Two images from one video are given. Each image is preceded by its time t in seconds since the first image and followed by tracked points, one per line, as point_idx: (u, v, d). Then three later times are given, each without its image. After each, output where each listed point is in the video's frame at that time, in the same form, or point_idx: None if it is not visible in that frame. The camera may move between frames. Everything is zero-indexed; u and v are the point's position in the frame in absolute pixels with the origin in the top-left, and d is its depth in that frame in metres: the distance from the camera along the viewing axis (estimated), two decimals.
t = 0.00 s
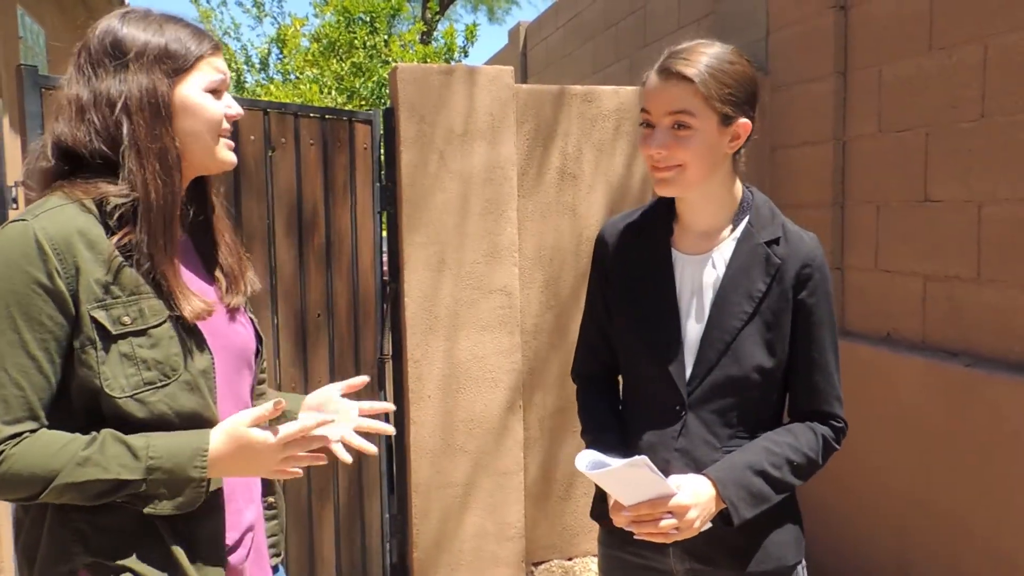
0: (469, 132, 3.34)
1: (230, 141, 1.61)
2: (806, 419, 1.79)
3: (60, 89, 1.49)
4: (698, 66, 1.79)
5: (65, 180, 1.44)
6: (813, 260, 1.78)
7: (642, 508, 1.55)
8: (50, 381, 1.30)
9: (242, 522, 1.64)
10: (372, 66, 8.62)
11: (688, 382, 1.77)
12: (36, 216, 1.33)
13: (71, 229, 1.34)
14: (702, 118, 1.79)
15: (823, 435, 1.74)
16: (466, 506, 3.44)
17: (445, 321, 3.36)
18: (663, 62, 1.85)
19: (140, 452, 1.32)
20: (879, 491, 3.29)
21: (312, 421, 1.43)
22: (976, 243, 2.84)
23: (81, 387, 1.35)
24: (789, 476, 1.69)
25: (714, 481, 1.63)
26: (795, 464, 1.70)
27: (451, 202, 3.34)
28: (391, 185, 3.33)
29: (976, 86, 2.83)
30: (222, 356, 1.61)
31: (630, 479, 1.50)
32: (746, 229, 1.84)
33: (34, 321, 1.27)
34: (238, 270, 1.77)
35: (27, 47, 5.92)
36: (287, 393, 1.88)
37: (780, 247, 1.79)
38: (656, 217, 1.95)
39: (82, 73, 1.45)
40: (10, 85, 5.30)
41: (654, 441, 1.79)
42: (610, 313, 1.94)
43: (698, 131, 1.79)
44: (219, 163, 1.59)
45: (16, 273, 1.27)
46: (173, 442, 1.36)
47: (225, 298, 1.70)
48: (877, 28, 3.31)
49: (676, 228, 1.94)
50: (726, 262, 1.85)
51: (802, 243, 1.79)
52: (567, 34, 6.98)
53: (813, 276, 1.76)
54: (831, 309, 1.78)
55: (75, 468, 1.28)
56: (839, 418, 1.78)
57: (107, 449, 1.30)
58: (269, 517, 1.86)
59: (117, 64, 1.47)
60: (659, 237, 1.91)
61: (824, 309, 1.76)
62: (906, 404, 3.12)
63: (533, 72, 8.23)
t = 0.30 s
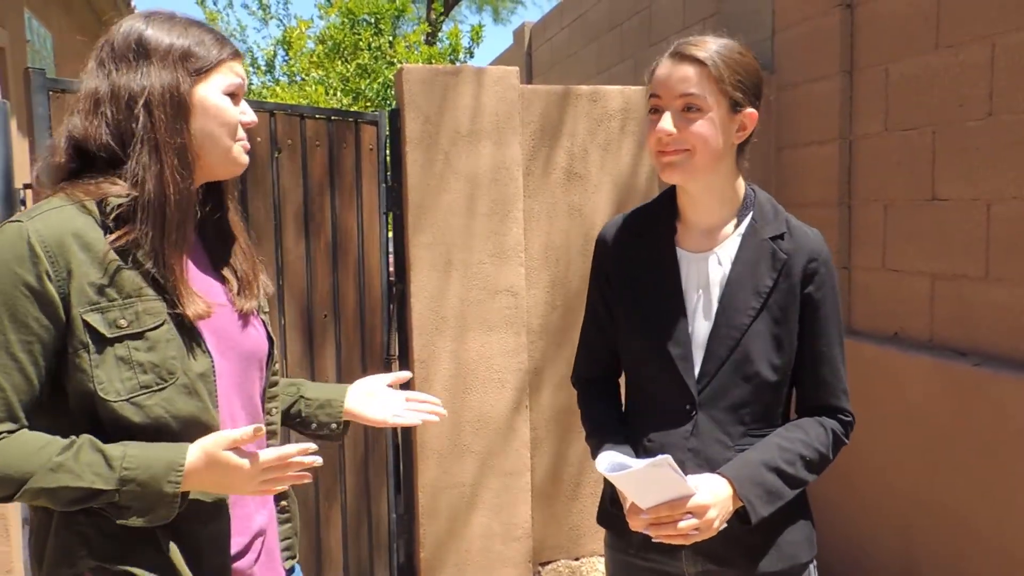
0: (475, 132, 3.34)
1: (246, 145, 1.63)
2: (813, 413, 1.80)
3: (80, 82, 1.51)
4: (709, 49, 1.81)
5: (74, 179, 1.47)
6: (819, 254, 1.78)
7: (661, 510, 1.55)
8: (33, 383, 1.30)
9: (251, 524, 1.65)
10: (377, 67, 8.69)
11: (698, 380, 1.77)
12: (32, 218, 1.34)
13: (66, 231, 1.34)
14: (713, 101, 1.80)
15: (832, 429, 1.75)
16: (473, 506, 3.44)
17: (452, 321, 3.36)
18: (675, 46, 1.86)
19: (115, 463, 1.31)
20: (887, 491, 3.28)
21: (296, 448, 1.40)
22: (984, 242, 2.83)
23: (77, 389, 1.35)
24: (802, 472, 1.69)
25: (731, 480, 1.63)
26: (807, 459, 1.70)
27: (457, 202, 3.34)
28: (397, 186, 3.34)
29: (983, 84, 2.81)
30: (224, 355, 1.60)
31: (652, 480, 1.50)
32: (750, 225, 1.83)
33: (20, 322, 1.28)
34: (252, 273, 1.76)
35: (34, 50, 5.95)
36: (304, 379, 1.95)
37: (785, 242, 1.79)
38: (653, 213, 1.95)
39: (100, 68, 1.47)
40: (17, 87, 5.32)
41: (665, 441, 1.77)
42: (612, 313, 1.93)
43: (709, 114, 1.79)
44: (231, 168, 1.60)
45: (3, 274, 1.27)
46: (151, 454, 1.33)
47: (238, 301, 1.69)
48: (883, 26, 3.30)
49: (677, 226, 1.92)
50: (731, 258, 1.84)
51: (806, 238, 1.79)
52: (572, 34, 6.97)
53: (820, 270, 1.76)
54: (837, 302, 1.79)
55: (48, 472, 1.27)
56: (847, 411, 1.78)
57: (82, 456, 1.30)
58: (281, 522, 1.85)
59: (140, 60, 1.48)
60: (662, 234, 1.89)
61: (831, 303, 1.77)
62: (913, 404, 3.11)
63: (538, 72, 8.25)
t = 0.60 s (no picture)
0: (479, 133, 3.34)
1: (262, 142, 1.63)
2: (816, 411, 1.79)
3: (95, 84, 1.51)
4: (706, 52, 1.80)
5: (91, 178, 1.46)
6: (819, 251, 1.78)
7: (672, 510, 1.55)
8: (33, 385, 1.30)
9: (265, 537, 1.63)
10: (380, 67, 8.66)
11: (702, 379, 1.76)
12: (38, 218, 1.34)
13: (70, 232, 1.34)
14: (712, 104, 1.79)
15: (836, 426, 1.75)
16: (478, 507, 3.44)
17: (456, 321, 3.36)
18: (673, 49, 1.85)
19: (104, 471, 1.29)
20: (892, 491, 3.27)
21: (280, 484, 1.37)
22: (989, 242, 2.82)
23: (81, 392, 1.34)
24: (808, 470, 1.69)
25: (740, 479, 1.62)
26: (813, 457, 1.70)
27: (461, 202, 3.34)
28: (401, 186, 3.34)
29: (988, 83, 2.81)
30: (239, 356, 1.59)
31: (664, 478, 1.50)
32: (749, 223, 1.83)
33: (20, 323, 1.28)
34: (273, 274, 1.76)
35: (38, 51, 5.98)
36: (326, 382, 1.95)
37: (785, 240, 1.79)
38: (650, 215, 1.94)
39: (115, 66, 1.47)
40: (21, 90, 5.35)
41: (671, 443, 1.76)
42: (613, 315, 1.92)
43: (708, 118, 1.79)
44: (249, 163, 1.60)
45: (5, 275, 1.28)
46: (140, 465, 1.31)
47: (255, 297, 1.68)
48: (887, 25, 3.29)
49: (677, 227, 1.92)
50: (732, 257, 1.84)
51: (807, 236, 1.79)
52: (575, 34, 6.98)
53: (821, 267, 1.76)
54: (838, 300, 1.79)
55: (37, 477, 1.26)
56: (849, 408, 1.78)
57: (72, 463, 1.29)
58: (303, 527, 1.80)
59: (153, 56, 1.48)
60: (662, 232, 1.90)
61: (832, 300, 1.77)
62: (918, 404, 3.10)
63: (541, 71, 8.25)
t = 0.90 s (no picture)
0: (484, 132, 3.34)
1: (280, 134, 1.59)
2: (820, 413, 1.78)
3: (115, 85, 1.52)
4: (709, 60, 1.79)
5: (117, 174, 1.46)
6: (823, 253, 1.78)
7: (675, 512, 1.54)
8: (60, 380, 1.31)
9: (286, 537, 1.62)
10: (385, 66, 8.62)
11: (705, 382, 1.75)
12: (64, 214, 1.34)
13: (96, 228, 1.34)
14: (716, 113, 1.79)
15: (839, 428, 1.74)
16: (481, 506, 3.43)
17: (460, 321, 3.36)
18: (674, 57, 1.84)
19: (119, 471, 1.29)
20: (898, 493, 3.25)
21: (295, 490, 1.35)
22: (997, 243, 2.80)
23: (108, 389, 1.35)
24: (811, 471, 1.68)
25: (742, 480, 1.62)
26: (816, 459, 1.69)
27: (466, 202, 3.34)
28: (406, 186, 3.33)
29: (996, 83, 2.79)
30: (263, 352, 1.59)
31: (666, 480, 1.49)
32: (754, 224, 1.82)
33: (47, 318, 1.28)
34: (296, 273, 1.75)
35: (45, 50, 6.00)
36: (341, 383, 1.94)
37: (789, 241, 1.78)
38: (653, 220, 1.93)
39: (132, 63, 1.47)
40: (28, 88, 5.37)
41: (675, 444, 1.75)
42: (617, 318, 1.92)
43: (712, 128, 1.78)
44: (270, 156, 1.57)
45: (33, 271, 1.28)
46: (153, 467, 1.30)
47: (279, 296, 1.67)
48: (895, 25, 3.27)
49: (681, 229, 1.91)
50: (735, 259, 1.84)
51: (810, 238, 1.79)
52: (580, 34, 6.98)
53: (824, 267, 1.76)
54: (842, 300, 1.78)
55: (54, 473, 1.27)
56: (852, 409, 1.77)
57: (89, 460, 1.29)
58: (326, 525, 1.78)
59: (166, 53, 1.49)
60: (666, 234, 1.89)
61: (836, 300, 1.76)
62: (924, 406, 3.09)
63: (546, 71, 8.24)
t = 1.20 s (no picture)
0: (489, 136, 3.34)
1: (308, 126, 1.60)
2: (827, 419, 1.78)
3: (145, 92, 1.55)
4: (717, 63, 1.79)
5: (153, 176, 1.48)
6: (830, 258, 1.77)
7: (679, 519, 1.54)
8: (108, 383, 1.30)
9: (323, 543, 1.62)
10: (390, 70, 8.73)
11: (710, 387, 1.75)
12: (106, 213, 1.34)
13: (141, 227, 1.35)
14: (720, 117, 1.78)
15: (846, 434, 1.73)
16: (487, 510, 3.43)
17: (465, 325, 3.36)
18: (684, 58, 1.84)
19: (150, 485, 1.27)
20: (905, 497, 3.24)
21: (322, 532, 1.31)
22: (1004, 246, 2.79)
23: (152, 389, 1.35)
24: (818, 478, 1.67)
25: (747, 487, 1.61)
26: (822, 465, 1.68)
27: (471, 206, 3.34)
28: (411, 190, 3.33)
29: (1002, 85, 2.78)
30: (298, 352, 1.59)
31: (671, 488, 1.48)
32: (760, 229, 1.82)
33: (95, 317, 1.28)
34: (326, 271, 1.77)
35: (51, 55, 6.04)
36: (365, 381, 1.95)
37: (795, 246, 1.77)
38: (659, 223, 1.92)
39: (155, 68, 1.49)
40: (34, 93, 5.40)
41: (679, 450, 1.75)
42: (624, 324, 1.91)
43: (715, 132, 1.78)
44: (297, 150, 1.58)
45: (80, 269, 1.28)
46: (184, 483, 1.28)
47: (311, 295, 1.69)
48: (900, 27, 3.26)
49: (686, 232, 1.91)
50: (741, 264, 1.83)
51: (816, 242, 1.78)
52: (584, 37, 6.99)
53: (831, 273, 1.75)
54: (849, 306, 1.77)
55: (88, 483, 1.25)
56: (860, 416, 1.76)
57: (123, 472, 1.27)
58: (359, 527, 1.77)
59: (184, 57, 1.50)
60: (671, 240, 1.88)
61: (842, 306, 1.75)
62: (931, 410, 3.07)
63: (550, 75, 8.25)
